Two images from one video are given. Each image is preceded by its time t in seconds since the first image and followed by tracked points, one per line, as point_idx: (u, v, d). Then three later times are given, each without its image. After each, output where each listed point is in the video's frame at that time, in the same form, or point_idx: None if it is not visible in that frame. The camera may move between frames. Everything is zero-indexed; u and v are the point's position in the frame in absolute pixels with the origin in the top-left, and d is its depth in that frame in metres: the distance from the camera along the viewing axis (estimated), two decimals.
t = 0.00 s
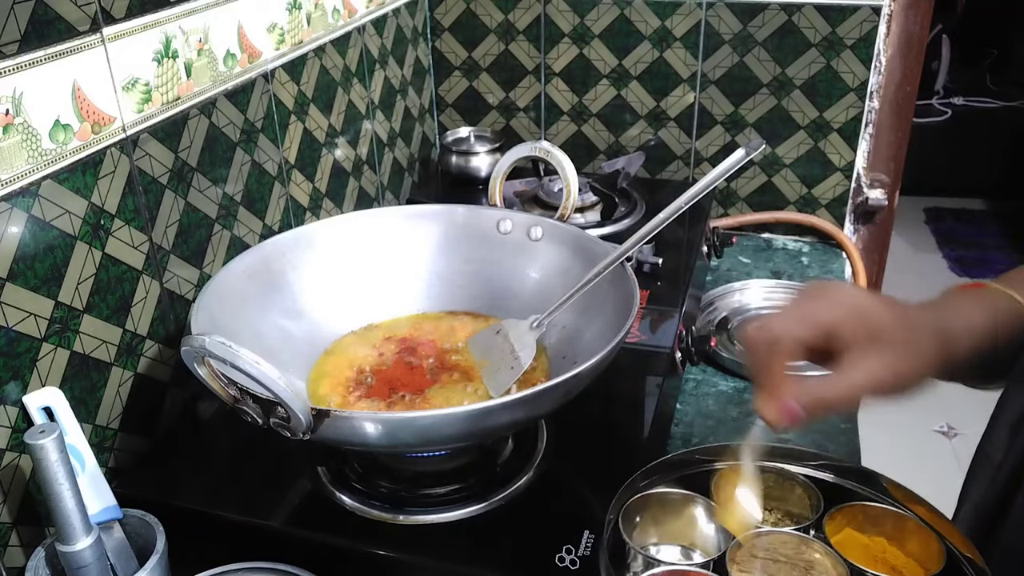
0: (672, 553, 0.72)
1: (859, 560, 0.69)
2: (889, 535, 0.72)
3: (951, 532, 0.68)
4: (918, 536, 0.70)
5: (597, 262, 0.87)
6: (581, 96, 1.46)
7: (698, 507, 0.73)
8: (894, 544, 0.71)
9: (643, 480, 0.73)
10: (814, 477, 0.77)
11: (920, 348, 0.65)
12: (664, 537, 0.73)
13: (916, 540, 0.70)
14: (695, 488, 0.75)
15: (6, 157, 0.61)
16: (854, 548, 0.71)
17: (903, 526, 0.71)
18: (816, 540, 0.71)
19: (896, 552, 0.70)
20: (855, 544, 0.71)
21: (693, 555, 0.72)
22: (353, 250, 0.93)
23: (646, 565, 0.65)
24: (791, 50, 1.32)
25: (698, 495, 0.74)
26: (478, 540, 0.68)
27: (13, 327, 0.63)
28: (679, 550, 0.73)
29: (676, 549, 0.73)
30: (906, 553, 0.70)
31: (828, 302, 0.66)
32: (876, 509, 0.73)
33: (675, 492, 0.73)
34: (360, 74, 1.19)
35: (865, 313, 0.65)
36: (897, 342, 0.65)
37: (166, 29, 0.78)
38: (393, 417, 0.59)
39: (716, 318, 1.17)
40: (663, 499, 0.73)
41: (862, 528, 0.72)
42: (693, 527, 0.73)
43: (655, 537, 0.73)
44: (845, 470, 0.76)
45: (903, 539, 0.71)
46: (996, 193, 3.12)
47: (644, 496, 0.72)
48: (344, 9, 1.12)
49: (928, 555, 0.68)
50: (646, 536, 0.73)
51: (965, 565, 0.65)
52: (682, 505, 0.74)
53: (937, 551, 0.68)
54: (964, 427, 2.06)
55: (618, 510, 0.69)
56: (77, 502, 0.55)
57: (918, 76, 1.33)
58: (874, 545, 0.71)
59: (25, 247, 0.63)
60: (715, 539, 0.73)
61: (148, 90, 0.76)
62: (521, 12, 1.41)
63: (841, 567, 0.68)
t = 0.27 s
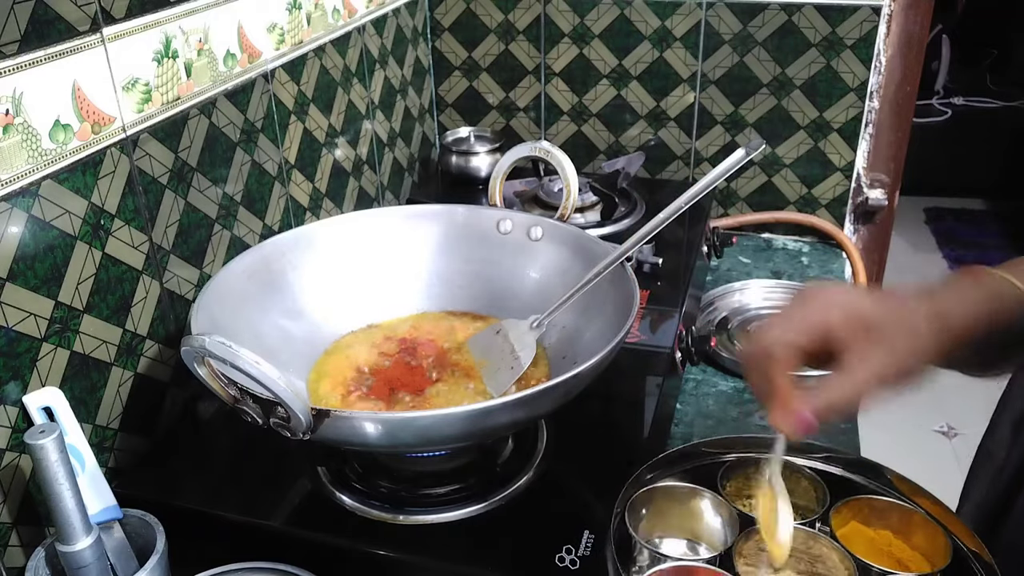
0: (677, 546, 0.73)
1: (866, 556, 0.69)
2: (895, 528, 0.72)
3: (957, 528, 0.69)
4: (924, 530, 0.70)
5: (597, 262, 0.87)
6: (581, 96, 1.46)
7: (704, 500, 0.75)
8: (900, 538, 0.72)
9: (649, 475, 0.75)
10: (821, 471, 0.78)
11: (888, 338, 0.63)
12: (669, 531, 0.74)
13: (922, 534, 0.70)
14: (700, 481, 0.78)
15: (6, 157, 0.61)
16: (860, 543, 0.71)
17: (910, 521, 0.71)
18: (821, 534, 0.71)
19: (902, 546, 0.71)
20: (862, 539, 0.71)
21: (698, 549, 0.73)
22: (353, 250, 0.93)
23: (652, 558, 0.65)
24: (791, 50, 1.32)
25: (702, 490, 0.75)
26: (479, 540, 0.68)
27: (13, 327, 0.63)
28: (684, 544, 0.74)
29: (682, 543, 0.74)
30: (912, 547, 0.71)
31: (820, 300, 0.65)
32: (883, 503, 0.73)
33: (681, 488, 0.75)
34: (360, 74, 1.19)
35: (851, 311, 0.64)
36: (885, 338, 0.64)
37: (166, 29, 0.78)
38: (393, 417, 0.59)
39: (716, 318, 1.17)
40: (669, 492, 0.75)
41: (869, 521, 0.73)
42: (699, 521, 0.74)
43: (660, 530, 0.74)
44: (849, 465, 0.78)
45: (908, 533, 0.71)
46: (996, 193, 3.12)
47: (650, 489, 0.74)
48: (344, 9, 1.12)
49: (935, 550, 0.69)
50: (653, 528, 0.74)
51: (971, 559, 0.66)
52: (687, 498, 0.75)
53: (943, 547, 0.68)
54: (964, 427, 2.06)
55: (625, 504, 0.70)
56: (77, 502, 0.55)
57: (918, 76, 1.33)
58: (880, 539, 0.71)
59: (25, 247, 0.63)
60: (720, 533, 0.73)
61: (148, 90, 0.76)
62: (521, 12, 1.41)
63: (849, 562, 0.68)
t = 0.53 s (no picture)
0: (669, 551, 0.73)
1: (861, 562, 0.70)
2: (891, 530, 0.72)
3: (956, 532, 0.68)
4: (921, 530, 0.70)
5: (597, 262, 0.87)
6: (581, 96, 1.46)
7: (698, 505, 0.74)
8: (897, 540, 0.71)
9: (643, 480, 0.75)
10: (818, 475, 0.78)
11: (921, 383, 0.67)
12: (660, 537, 0.74)
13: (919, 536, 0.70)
14: (695, 486, 0.78)
15: (6, 157, 0.61)
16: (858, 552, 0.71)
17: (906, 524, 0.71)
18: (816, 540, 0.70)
19: (900, 549, 0.71)
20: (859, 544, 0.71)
21: (692, 556, 0.73)
22: (353, 250, 0.93)
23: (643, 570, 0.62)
24: (791, 50, 1.32)
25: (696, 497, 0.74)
26: (479, 540, 0.68)
27: (13, 326, 0.63)
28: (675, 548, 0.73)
29: (675, 549, 0.73)
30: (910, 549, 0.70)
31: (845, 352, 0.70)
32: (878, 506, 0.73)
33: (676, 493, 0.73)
34: (360, 74, 1.19)
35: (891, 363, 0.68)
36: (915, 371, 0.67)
37: (166, 29, 0.78)
38: (393, 417, 0.59)
39: (716, 318, 1.16)
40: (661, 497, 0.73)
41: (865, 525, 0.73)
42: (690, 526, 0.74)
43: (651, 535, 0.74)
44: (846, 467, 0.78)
45: (906, 535, 0.71)
46: (996, 193, 3.12)
47: (642, 496, 0.73)
48: (344, 8, 1.12)
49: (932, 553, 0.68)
50: (643, 533, 0.74)
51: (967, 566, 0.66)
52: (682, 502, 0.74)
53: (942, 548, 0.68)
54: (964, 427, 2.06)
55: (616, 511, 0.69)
56: (77, 502, 0.55)
57: (918, 76, 1.33)
58: (876, 543, 0.71)
59: (25, 247, 0.63)
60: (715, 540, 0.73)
61: (148, 91, 0.76)
62: (521, 12, 1.41)
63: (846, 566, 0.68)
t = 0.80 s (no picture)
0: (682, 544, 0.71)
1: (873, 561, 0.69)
2: (905, 533, 0.72)
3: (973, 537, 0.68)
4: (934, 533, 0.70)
5: (597, 262, 0.87)
6: (581, 96, 1.46)
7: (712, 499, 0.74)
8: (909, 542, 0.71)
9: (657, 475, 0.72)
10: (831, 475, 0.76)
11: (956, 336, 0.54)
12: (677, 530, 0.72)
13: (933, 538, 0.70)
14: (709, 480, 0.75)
15: (6, 157, 0.61)
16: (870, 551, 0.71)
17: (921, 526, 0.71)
18: (829, 537, 0.70)
19: (912, 552, 0.70)
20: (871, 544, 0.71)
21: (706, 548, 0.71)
22: (353, 250, 0.93)
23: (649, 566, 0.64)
24: (791, 50, 1.32)
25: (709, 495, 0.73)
26: (480, 540, 0.68)
27: (13, 327, 0.63)
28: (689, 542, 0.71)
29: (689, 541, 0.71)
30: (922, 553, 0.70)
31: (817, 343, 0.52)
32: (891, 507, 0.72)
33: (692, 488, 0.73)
34: (360, 74, 1.19)
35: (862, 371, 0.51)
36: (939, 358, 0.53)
37: (166, 29, 0.78)
38: (393, 417, 0.59)
39: (716, 318, 1.16)
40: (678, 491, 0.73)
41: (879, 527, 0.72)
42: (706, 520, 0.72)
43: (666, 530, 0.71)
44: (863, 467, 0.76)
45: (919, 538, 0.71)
46: (996, 193, 3.12)
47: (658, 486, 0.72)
48: (344, 9, 1.12)
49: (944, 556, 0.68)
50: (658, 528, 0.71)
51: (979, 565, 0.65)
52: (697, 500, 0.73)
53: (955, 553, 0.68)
54: (964, 427, 2.06)
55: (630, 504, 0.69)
56: (77, 502, 0.55)
57: (918, 76, 1.33)
58: (889, 543, 0.71)
59: (24, 248, 0.63)
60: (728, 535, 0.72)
61: (148, 90, 0.76)
62: (521, 12, 1.41)
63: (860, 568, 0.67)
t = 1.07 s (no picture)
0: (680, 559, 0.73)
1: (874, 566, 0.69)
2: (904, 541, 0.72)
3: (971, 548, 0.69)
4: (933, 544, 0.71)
5: (597, 262, 0.87)
6: (581, 96, 1.46)
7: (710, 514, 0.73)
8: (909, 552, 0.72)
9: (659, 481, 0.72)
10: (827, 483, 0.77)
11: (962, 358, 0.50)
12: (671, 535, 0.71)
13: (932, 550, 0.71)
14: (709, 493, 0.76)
15: (6, 157, 0.61)
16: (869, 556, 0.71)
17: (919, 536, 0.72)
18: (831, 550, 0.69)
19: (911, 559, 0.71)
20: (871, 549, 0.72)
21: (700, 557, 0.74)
22: (354, 250, 0.93)
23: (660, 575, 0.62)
24: (791, 50, 1.32)
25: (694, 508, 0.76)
26: (480, 540, 0.68)
27: (13, 326, 0.63)
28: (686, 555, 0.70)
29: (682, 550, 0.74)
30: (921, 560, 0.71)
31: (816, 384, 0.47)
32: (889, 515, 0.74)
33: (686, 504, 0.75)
34: (360, 74, 1.19)
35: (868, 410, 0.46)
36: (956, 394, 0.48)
37: (166, 29, 0.78)
38: (393, 417, 0.59)
39: (716, 318, 1.16)
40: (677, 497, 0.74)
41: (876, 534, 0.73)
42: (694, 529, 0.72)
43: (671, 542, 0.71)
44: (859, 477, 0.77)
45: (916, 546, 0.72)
46: (996, 193, 3.12)
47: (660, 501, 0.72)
48: (344, 9, 1.12)
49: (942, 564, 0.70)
50: (657, 545, 0.70)
51: None
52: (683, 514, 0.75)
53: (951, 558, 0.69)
54: (964, 427, 2.06)
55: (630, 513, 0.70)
56: (77, 502, 0.55)
57: (918, 76, 1.33)
58: (887, 553, 0.72)
59: (25, 248, 0.63)
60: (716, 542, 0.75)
61: (148, 91, 0.76)
62: (521, 12, 1.41)
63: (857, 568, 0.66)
